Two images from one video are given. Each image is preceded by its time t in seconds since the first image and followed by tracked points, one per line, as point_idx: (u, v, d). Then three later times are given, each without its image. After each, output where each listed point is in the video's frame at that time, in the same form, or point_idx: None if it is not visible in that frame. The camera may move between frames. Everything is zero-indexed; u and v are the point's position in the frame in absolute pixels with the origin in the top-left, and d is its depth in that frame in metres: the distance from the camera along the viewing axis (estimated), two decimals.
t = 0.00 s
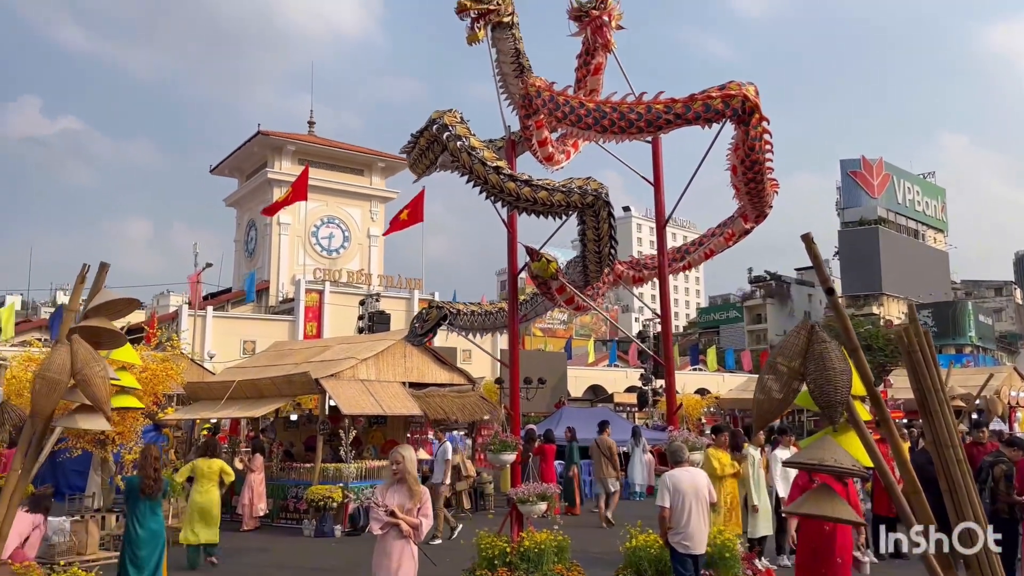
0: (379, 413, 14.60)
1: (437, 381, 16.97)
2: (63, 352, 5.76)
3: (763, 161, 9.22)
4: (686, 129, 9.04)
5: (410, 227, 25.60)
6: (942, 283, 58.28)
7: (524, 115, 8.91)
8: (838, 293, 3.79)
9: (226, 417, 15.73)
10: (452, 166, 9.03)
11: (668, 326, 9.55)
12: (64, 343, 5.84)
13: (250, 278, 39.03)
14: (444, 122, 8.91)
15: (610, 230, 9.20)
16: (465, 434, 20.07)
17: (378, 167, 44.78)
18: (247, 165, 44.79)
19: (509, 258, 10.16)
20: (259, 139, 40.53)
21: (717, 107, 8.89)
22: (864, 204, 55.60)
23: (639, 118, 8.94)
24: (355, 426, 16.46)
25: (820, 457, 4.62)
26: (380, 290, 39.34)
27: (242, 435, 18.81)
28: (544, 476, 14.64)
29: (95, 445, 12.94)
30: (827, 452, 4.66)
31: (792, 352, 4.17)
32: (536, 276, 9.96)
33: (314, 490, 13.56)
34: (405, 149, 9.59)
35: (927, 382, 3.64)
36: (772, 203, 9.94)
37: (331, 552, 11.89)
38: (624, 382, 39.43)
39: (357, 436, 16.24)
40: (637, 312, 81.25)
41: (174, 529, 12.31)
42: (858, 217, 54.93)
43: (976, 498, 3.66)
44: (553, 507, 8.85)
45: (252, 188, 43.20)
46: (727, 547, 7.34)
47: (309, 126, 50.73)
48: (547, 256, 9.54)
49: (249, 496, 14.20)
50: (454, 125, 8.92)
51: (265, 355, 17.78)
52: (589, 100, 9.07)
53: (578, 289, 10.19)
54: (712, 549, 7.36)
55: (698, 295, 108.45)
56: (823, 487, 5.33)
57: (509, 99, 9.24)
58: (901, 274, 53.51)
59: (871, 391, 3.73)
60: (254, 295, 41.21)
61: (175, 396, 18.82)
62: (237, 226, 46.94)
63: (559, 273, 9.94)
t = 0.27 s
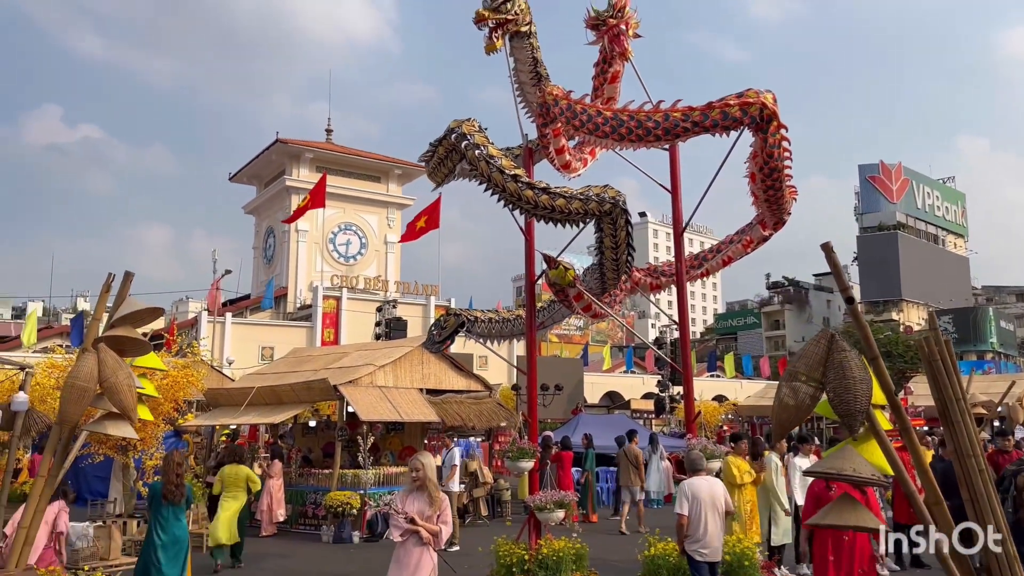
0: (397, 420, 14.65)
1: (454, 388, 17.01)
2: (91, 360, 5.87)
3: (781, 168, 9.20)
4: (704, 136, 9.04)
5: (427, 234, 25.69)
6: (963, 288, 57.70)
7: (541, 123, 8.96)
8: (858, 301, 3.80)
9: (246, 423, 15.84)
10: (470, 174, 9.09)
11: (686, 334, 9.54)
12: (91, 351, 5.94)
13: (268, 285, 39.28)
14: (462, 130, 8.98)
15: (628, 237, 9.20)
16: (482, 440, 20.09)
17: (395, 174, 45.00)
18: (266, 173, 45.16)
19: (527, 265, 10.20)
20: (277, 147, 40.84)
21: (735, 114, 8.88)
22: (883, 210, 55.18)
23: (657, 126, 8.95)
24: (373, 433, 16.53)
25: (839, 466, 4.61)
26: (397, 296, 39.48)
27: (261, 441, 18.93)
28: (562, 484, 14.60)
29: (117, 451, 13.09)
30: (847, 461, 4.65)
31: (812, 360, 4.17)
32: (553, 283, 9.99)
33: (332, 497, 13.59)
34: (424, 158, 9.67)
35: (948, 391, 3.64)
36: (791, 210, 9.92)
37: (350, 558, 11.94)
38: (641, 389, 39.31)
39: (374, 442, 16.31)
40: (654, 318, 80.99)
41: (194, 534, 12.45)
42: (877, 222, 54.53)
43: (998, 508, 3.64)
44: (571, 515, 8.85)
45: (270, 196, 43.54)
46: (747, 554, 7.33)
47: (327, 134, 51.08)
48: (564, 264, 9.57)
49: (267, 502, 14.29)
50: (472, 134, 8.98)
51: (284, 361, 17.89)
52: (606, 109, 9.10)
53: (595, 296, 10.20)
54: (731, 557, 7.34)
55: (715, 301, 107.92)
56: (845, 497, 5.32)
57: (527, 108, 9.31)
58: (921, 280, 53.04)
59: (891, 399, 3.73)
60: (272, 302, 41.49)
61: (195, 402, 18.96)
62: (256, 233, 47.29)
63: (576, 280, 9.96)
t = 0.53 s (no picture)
0: (410, 423, 14.68)
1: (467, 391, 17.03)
2: (108, 365, 5.93)
3: (795, 172, 9.17)
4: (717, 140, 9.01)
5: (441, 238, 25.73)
6: (979, 292, 57.21)
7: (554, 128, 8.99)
8: (872, 306, 3.78)
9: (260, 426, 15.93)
10: (483, 179, 9.12)
11: (700, 338, 9.50)
12: (108, 356, 6.00)
13: (283, 289, 39.47)
14: (475, 135, 9.01)
15: (641, 241, 9.17)
16: (495, 444, 20.08)
17: (408, 178, 45.13)
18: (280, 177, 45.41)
19: (539, 269, 10.21)
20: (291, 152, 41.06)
21: (748, 118, 8.86)
22: (898, 212, 54.79)
23: (669, 130, 8.94)
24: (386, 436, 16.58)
25: (854, 472, 4.59)
26: (410, 300, 39.59)
27: (275, 445, 19.02)
28: (574, 488, 14.58)
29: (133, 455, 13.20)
30: (861, 466, 4.63)
31: (825, 365, 4.17)
32: (566, 287, 9.99)
33: (346, 501, 13.67)
34: (437, 163, 9.71)
35: (962, 397, 3.61)
36: (805, 214, 9.88)
37: (364, 562, 11.97)
38: (655, 392, 39.20)
39: (388, 446, 16.35)
40: (667, 322, 80.77)
41: (209, 538, 12.52)
42: (893, 225, 54.16)
43: (1015, 515, 3.60)
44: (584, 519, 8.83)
45: (285, 200, 43.79)
46: (761, 559, 7.27)
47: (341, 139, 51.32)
48: (577, 268, 9.57)
49: (281, 505, 14.32)
50: (484, 139, 9.00)
51: (299, 365, 17.98)
52: (619, 113, 9.08)
53: (608, 300, 10.18)
54: (745, 562, 7.29)
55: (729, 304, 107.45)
56: (862, 503, 5.29)
57: (539, 112, 9.36)
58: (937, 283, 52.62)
59: (905, 405, 3.70)
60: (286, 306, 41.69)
61: (210, 405, 19.07)
62: (270, 237, 47.56)
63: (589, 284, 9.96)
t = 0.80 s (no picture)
0: (422, 425, 14.68)
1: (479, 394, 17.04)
2: (123, 368, 5.99)
3: (808, 173, 9.09)
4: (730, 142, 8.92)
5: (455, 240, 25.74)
6: (996, 293, 56.71)
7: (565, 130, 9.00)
8: (885, 308, 3.75)
9: (273, 428, 15.99)
10: (494, 181, 9.15)
11: (712, 339, 9.45)
12: (123, 359, 6.04)
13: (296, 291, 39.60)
14: (486, 137, 9.03)
15: (652, 243, 9.13)
16: (508, 446, 20.09)
17: (420, 181, 45.22)
18: (293, 180, 45.61)
19: (551, 271, 10.21)
20: (304, 155, 41.23)
21: (760, 119, 8.72)
22: (913, 213, 54.37)
23: (681, 131, 8.86)
24: (398, 438, 16.61)
25: (868, 474, 4.57)
26: (422, 303, 39.66)
27: (289, 446, 19.11)
28: (586, 491, 14.56)
29: (147, 457, 13.29)
30: (876, 469, 4.63)
31: (838, 367, 4.15)
32: (577, 289, 9.97)
33: (359, 502, 13.69)
34: (448, 165, 9.75)
35: (977, 399, 3.58)
36: (818, 215, 9.82)
37: (376, 564, 11.99)
38: (667, 395, 39.07)
39: (400, 447, 16.40)
40: (680, 324, 80.51)
41: (223, 539, 12.57)
42: (908, 226, 53.75)
43: None
44: (596, 521, 8.81)
45: (298, 203, 43.97)
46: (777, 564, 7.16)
47: (354, 142, 51.47)
48: (588, 270, 9.55)
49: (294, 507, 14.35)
50: (496, 141, 9.02)
51: (311, 367, 18.04)
52: (630, 114, 9.03)
53: (619, 301, 10.15)
54: (758, 565, 7.20)
55: (743, 306, 106.99)
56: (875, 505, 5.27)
57: (551, 115, 9.43)
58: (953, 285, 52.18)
59: (919, 407, 3.67)
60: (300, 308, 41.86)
61: (225, 407, 19.18)
62: (284, 240, 47.76)
63: (600, 286, 9.94)
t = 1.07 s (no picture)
0: (435, 426, 14.67)
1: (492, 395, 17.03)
2: (138, 369, 6.01)
3: (823, 173, 9.02)
4: (744, 142, 8.87)
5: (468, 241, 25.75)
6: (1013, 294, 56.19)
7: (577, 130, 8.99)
8: (901, 308, 3.72)
9: (287, 429, 16.05)
10: (506, 182, 9.15)
11: (726, 340, 9.40)
12: (137, 360, 6.06)
13: (309, 293, 39.73)
14: (498, 138, 9.03)
15: (665, 244, 9.09)
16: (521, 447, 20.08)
17: (433, 182, 45.29)
18: (307, 182, 45.78)
19: (563, 272, 10.19)
20: (318, 157, 41.37)
21: (774, 118, 8.67)
22: (929, 213, 53.95)
23: (694, 131, 8.80)
24: (411, 440, 16.62)
25: (884, 477, 4.51)
26: (435, 304, 39.71)
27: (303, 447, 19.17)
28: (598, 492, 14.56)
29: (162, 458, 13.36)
30: (892, 472, 4.56)
31: (853, 368, 4.12)
32: (589, 290, 9.94)
33: (372, 503, 13.70)
34: (461, 166, 9.76)
35: (994, 400, 3.54)
36: (833, 215, 9.75)
37: (389, 565, 11.99)
38: (681, 396, 38.93)
39: (413, 449, 16.42)
40: (694, 325, 80.24)
41: (237, 539, 12.62)
42: (924, 226, 53.35)
43: None
44: (609, 523, 8.77)
45: (311, 205, 44.13)
46: (790, 566, 6.98)
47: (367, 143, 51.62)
48: (601, 271, 9.52)
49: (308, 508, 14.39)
50: (508, 142, 9.01)
51: (324, 368, 18.07)
52: (643, 114, 8.99)
53: (632, 302, 10.11)
54: (771, 568, 7.00)
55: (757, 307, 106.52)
56: (886, 506, 5.23)
57: (563, 116, 9.44)
58: (970, 285, 51.74)
59: (936, 409, 3.63)
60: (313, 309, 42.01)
61: (239, 408, 19.28)
62: (297, 242, 47.92)
63: (613, 287, 9.91)
